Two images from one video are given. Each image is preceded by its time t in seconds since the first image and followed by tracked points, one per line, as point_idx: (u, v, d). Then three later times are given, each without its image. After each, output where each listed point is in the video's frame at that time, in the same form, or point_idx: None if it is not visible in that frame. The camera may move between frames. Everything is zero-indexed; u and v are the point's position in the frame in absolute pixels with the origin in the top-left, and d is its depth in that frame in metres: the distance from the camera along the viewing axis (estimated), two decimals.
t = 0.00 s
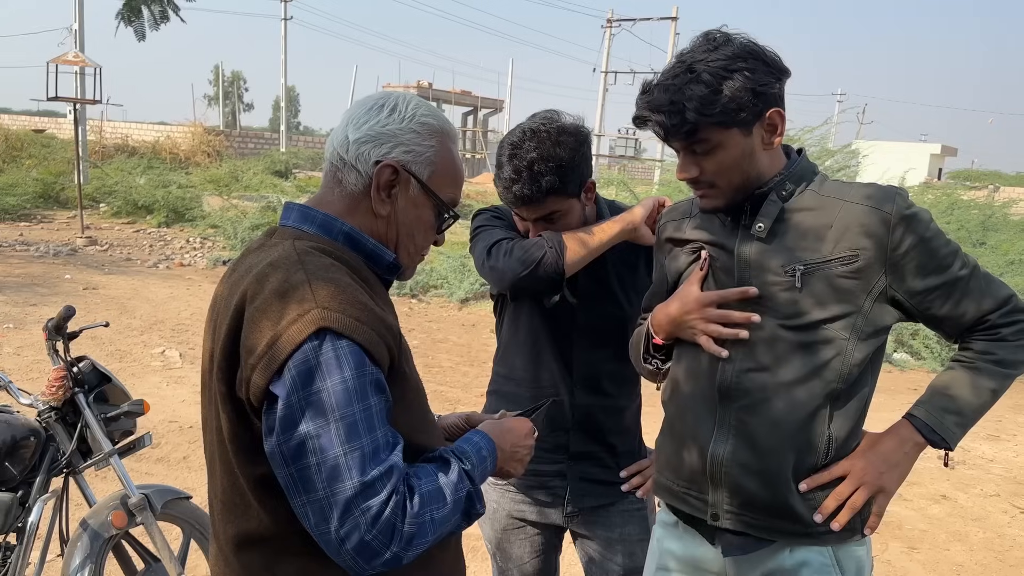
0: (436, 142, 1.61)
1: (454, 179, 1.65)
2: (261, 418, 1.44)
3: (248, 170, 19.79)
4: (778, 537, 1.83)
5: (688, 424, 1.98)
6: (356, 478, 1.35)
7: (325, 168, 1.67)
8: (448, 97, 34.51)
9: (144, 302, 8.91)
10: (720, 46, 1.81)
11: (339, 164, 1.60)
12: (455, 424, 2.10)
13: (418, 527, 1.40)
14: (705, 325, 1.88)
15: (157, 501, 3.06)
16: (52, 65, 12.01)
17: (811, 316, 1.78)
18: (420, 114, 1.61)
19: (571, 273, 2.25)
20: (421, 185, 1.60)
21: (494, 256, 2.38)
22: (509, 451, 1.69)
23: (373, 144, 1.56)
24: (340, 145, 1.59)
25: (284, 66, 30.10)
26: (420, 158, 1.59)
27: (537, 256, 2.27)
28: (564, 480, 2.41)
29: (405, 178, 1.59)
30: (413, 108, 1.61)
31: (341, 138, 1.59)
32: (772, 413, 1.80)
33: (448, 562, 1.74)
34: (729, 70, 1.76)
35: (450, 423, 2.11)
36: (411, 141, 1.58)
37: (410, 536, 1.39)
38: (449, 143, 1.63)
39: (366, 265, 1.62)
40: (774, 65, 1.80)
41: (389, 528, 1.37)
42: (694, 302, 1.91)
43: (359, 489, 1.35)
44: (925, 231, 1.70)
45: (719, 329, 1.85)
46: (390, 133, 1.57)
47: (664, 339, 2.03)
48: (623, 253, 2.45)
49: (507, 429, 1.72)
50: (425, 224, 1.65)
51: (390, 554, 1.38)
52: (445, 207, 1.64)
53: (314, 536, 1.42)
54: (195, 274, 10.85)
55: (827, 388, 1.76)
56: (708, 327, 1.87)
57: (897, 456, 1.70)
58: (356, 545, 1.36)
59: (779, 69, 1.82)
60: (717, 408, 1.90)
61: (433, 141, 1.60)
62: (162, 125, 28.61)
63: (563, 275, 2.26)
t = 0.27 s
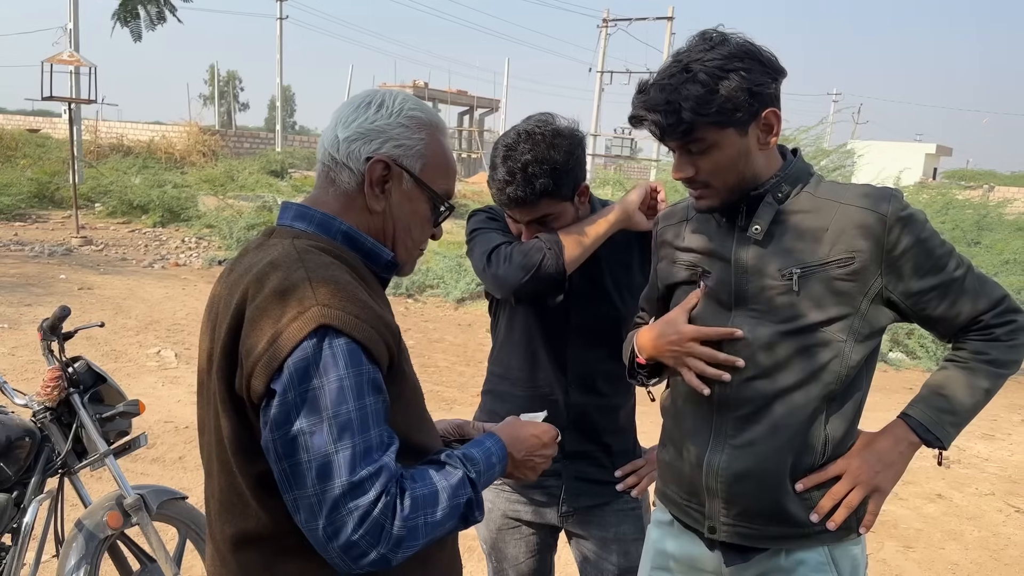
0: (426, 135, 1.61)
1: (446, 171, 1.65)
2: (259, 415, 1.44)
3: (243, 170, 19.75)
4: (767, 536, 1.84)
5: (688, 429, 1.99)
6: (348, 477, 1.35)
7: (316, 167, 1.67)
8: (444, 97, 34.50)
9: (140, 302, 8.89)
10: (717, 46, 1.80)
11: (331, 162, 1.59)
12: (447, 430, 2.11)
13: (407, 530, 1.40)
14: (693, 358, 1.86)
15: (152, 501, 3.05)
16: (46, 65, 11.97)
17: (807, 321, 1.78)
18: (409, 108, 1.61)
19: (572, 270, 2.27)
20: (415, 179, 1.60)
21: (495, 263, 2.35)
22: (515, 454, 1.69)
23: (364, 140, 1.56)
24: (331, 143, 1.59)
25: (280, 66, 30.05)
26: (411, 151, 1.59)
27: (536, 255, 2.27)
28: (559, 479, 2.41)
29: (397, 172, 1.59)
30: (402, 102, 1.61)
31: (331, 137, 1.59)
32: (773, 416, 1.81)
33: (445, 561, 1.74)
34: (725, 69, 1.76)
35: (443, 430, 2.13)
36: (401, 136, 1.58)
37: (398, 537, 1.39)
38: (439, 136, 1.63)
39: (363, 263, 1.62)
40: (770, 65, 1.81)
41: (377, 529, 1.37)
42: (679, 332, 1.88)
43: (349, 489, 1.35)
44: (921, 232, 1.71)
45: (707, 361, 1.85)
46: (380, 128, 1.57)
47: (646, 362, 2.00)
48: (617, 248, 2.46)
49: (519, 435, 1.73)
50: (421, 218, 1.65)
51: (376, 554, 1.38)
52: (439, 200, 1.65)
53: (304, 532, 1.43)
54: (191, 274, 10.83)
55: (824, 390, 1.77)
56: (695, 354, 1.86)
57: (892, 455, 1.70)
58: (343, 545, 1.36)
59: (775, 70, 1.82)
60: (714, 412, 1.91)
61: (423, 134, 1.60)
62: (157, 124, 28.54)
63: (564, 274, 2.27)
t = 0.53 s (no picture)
0: (419, 131, 1.61)
1: (439, 167, 1.66)
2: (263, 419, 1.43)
3: (239, 170, 19.71)
4: (777, 531, 1.83)
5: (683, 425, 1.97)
6: (371, 472, 1.35)
7: (307, 168, 1.65)
8: (440, 96, 34.48)
9: (135, 302, 8.86)
10: (712, 49, 1.80)
11: (325, 163, 1.58)
12: (448, 419, 2.11)
13: (433, 518, 1.41)
14: (701, 321, 1.88)
15: (148, 502, 3.04)
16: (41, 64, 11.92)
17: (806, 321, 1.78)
18: (401, 105, 1.61)
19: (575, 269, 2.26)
20: (411, 176, 1.60)
21: (502, 280, 2.32)
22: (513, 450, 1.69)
23: (359, 139, 1.55)
24: (324, 144, 1.58)
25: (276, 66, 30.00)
26: (407, 148, 1.59)
27: (536, 258, 2.27)
28: (556, 479, 2.41)
29: (394, 171, 1.58)
30: (393, 99, 1.61)
31: (324, 137, 1.57)
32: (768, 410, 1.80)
33: (441, 562, 1.74)
34: (720, 73, 1.75)
35: (442, 419, 2.12)
36: (396, 133, 1.58)
37: (426, 527, 1.40)
38: (431, 132, 1.63)
39: (361, 263, 1.62)
40: (764, 69, 1.80)
41: (406, 519, 1.38)
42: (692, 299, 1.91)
43: (375, 483, 1.35)
44: (917, 231, 1.71)
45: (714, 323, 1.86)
46: (375, 127, 1.56)
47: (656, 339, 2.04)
48: (612, 246, 2.46)
49: (515, 423, 1.72)
50: (417, 215, 1.65)
51: (407, 545, 1.38)
52: (434, 195, 1.66)
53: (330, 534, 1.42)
54: (186, 274, 10.80)
55: (819, 387, 1.76)
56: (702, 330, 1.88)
57: (887, 454, 1.71)
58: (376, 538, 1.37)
59: (769, 74, 1.82)
60: (709, 405, 1.91)
61: (417, 131, 1.61)
62: (152, 124, 28.48)
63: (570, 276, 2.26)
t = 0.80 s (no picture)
0: (411, 130, 1.60)
1: (432, 165, 1.65)
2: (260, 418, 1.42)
3: (234, 169, 19.66)
4: (779, 533, 1.83)
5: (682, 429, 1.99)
6: (378, 468, 1.35)
7: (298, 166, 1.64)
8: (436, 96, 34.45)
9: (130, 302, 8.83)
10: (698, 54, 1.78)
11: (315, 161, 1.57)
12: (443, 417, 2.11)
13: (439, 513, 1.42)
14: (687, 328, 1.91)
15: (144, 502, 3.03)
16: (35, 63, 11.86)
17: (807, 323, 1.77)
18: (393, 104, 1.60)
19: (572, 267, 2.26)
20: (403, 174, 1.60)
21: (498, 280, 2.31)
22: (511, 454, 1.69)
23: (350, 137, 1.55)
24: (315, 141, 1.57)
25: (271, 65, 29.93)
26: (398, 146, 1.58)
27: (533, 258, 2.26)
28: (554, 478, 2.40)
29: (385, 169, 1.58)
30: (385, 97, 1.60)
31: (315, 134, 1.57)
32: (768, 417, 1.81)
33: (438, 562, 1.74)
34: (688, 79, 1.76)
35: (437, 417, 2.12)
36: (388, 131, 1.57)
37: (433, 521, 1.41)
38: (423, 131, 1.63)
39: (352, 262, 1.61)
40: (741, 85, 1.75)
41: (413, 514, 1.38)
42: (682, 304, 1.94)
43: (383, 478, 1.35)
44: (919, 234, 1.69)
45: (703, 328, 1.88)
46: (366, 124, 1.56)
47: (642, 343, 2.06)
48: (610, 246, 2.46)
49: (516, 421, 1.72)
50: (410, 213, 1.65)
51: (415, 540, 1.38)
52: (426, 193, 1.65)
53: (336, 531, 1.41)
54: (181, 274, 10.77)
55: (817, 390, 1.76)
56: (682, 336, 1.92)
57: (886, 458, 1.71)
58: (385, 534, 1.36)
59: (749, 89, 1.76)
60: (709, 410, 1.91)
61: (408, 129, 1.60)
62: (147, 122, 28.38)
63: (565, 274, 2.26)
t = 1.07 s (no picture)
0: (407, 129, 1.60)
1: (427, 165, 1.65)
2: (247, 419, 1.42)
3: (229, 168, 19.61)
4: (761, 532, 1.84)
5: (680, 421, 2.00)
6: (352, 478, 1.34)
7: (292, 164, 1.63)
8: (431, 95, 34.42)
9: (124, 302, 8.80)
10: (701, 53, 1.80)
11: (310, 160, 1.57)
12: (439, 417, 2.10)
13: (414, 530, 1.40)
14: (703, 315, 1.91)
15: (138, 503, 3.02)
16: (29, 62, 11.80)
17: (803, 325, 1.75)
18: (388, 103, 1.60)
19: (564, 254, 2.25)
20: (397, 174, 1.59)
21: (487, 251, 2.34)
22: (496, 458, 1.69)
23: (345, 136, 1.54)
24: (310, 140, 1.56)
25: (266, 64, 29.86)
26: (393, 146, 1.58)
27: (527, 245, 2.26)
28: (550, 477, 2.40)
29: (380, 168, 1.57)
30: (380, 97, 1.59)
31: (309, 132, 1.56)
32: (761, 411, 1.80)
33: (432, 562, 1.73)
34: (693, 78, 1.79)
35: (433, 417, 2.11)
36: (383, 130, 1.56)
37: (406, 538, 1.39)
38: (419, 130, 1.62)
39: (345, 261, 1.61)
40: (747, 80, 1.75)
41: (384, 530, 1.36)
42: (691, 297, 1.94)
43: (356, 490, 1.34)
44: (921, 241, 1.63)
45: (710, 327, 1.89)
46: (361, 123, 1.55)
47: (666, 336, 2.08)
48: (608, 246, 2.45)
49: (498, 433, 1.72)
50: (405, 212, 1.64)
51: (385, 555, 1.37)
52: (422, 193, 1.64)
53: (309, 540, 1.41)
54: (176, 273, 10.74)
55: (805, 394, 1.75)
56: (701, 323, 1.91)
57: (874, 469, 1.69)
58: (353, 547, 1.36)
59: (756, 84, 1.76)
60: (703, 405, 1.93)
61: (404, 128, 1.59)
62: (142, 121, 28.29)
63: (557, 259, 2.25)
